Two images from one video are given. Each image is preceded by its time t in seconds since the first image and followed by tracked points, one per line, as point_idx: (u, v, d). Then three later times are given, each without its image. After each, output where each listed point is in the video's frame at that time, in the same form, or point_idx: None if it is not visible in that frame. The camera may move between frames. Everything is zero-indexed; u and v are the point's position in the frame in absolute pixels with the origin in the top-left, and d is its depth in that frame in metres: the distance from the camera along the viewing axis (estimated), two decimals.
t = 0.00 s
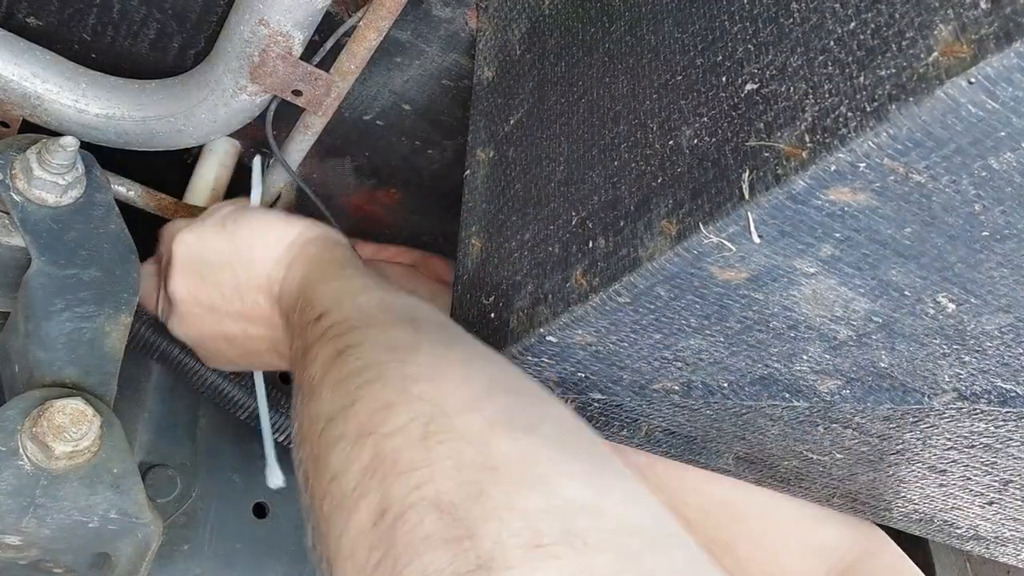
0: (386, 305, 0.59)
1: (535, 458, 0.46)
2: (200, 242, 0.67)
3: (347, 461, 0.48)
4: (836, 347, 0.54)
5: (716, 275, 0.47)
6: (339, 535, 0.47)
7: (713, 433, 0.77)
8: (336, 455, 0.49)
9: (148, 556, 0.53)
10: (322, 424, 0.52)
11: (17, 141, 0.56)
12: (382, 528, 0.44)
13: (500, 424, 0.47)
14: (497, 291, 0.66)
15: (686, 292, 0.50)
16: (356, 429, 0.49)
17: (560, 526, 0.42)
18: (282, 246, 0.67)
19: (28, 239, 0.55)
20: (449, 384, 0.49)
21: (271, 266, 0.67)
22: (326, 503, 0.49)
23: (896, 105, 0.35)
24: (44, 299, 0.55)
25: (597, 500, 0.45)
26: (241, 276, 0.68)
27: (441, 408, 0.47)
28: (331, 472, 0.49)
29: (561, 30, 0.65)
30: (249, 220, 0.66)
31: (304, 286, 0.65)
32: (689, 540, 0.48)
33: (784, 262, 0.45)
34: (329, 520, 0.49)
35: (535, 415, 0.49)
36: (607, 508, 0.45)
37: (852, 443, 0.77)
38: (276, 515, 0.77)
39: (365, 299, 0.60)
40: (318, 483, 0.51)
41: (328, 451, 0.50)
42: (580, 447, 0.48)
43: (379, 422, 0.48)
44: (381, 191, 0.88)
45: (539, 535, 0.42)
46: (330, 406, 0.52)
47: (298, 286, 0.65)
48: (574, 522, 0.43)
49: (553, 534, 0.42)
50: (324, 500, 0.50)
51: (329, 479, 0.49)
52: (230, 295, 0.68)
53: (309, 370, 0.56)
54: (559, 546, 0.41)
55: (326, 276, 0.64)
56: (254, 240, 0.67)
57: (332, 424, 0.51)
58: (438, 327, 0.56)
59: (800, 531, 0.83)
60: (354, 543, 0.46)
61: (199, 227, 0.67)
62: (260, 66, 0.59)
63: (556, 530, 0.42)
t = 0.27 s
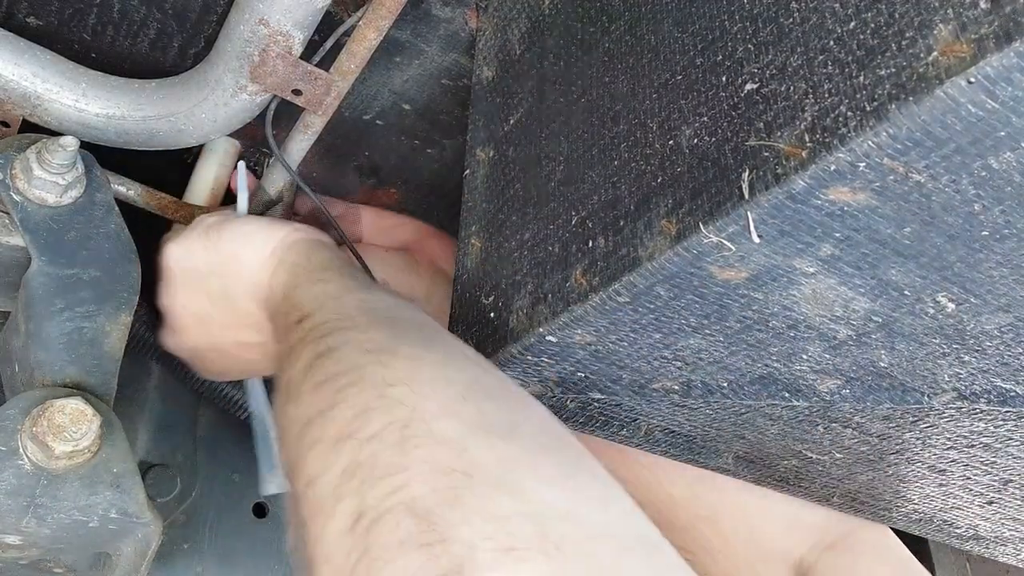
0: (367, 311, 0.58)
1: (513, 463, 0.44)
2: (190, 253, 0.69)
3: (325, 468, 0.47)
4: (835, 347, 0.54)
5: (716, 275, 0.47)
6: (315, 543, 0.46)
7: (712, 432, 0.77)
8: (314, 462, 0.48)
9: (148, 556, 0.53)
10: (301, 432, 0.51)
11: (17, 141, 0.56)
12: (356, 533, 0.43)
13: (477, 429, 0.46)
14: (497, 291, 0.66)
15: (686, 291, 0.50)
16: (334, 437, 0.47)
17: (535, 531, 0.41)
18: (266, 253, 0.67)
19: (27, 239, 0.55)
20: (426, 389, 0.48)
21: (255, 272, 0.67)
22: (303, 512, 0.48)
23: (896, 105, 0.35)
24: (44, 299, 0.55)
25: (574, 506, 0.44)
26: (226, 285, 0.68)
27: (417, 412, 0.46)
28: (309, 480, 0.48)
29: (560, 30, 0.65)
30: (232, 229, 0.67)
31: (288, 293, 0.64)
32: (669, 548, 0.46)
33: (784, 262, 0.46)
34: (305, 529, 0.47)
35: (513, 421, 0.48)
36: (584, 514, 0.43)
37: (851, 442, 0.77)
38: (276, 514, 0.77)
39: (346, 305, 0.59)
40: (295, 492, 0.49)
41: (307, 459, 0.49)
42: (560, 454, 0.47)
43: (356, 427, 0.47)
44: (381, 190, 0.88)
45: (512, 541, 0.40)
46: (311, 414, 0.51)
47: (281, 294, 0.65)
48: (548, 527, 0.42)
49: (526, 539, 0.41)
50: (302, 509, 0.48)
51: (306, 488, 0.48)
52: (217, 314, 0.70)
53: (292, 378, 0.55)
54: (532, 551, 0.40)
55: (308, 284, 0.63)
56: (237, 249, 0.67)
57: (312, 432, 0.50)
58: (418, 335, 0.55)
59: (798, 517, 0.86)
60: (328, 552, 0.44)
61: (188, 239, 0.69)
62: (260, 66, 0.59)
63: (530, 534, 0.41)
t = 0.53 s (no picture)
0: (380, 317, 0.59)
1: (519, 457, 0.44)
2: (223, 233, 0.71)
3: (327, 456, 0.47)
4: (835, 347, 0.54)
5: (716, 275, 0.47)
6: (309, 530, 0.46)
7: (712, 432, 0.77)
8: (316, 451, 0.48)
9: (148, 554, 0.54)
10: (303, 424, 0.51)
11: (17, 141, 0.56)
12: (354, 519, 0.43)
13: (483, 426, 0.46)
14: (497, 291, 0.66)
15: (686, 291, 0.50)
16: (339, 428, 0.48)
17: (539, 517, 0.40)
18: (292, 258, 0.69)
19: (28, 240, 0.55)
20: (433, 387, 0.48)
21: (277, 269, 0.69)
22: (298, 500, 0.48)
23: (896, 105, 0.35)
24: (44, 298, 0.55)
25: (579, 501, 0.42)
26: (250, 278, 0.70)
27: (424, 406, 0.46)
28: (309, 468, 0.48)
29: (560, 30, 0.65)
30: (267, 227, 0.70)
31: (298, 294, 0.65)
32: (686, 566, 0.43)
33: (784, 262, 0.46)
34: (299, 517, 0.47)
35: (521, 423, 0.48)
36: (590, 509, 0.42)
37: (851, 442, 0.77)
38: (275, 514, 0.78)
39: (360, 310, 0.60)
40: (292, 481, 0.49)
41: (308, 449, 0.49)
42: (567, 458, 0.46)
43: (360, 417, 0.47)
44: (381, 190, 0.89)
45: (515, 522, 0.39)
46: (314, 406, 0.51)
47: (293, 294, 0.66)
48: (553, 514, 0.40)
49: (528, 521, 0.40)
50: (297, 498, 0.48)
51: (304, 476, 0.48)
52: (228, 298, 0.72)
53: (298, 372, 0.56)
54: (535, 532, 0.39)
55: (323, 289, 0.64)
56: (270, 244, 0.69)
57: (315, 422, 0.50)
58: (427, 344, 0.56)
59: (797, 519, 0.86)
60: (324, 540, 0.44)
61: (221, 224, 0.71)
62: (260, 66, 0.59)
63: (533, 519, 0.40)
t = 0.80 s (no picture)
0: (358, 329, 0.58)
1: (485, 463, 0.42)
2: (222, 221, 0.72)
3: (282, 458, 0.46)
4: (836, 347, 0.54)
5: (716, 275, 0.47)
6: (257, 533, 0.44)
7: (712, 432, 0.77)
8: (270, 453, 0.47)
9: (148, 555, 0.54)
10: (261, 425, 0.50)
11: (17, 141, 0.56)
12: (307, 527, 0.41)
13: (450, 429, 0.44)
14: (497, 291, 0.66)
15: (686, 292, 0.50)
16: (297, 430, 0.46)
17: (502, 527, 0.38)
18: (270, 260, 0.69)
19: (28, 240, 0.55)
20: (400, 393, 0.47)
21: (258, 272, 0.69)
22: (249, 503, 0.47)
23: (896, 105, 0.35)
24: (44, 298, 0.55)
25: (548, 509, 0.41)
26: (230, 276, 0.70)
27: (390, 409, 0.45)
28: (263, 469, 0.47)
29: (560, 30, 0.65)
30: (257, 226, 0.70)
31: (271, 300, 0.64)
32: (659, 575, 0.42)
33: (784, 262, 0.46)
34: (248, 520, 0.46)
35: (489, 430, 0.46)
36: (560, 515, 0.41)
37: (851, 442, 0.77)
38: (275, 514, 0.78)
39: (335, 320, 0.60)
40: (243, 483, 0.48)
41: (264, 450, 0.48)
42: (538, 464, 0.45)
43: (324, 419, 0.46)
44: (382, 190, 0.89)
45: (472, 532, 0.38)
46: (274, 407, 0.50)
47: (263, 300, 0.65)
48: (515, 522, 0.39)
49: (489, 529, 0.38)
50: (247, 500, 0.47)
51: (257, 478, 0.47)
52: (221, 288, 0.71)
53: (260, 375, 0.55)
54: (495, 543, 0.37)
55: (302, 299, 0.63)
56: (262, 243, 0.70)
57: (271, 424, 0.49)
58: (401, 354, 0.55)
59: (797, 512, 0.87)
60: (270, 548, 0.43)
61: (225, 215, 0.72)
62: (260, 66, 0.59)
63: (493, 529, 0.38)
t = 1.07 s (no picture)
0: (304, 258, 0.53)
1: (457, 408, 0.31)
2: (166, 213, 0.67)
3: (218, 449, 0.39)
4: (836, 347, 0.54)
5: (716, 276, 0.47)
6: (206, 542, 0.37)
7: (713, 433, 0.77)
8: (209, 447, 0.40)
9: (148, 556, 0.53)
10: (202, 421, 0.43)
11: (18, 141, 0.56)
12: (258, 510, 0.34)
13: (409, 375, 0.33)
14: (497, 291, 0.66)
15: (687, 292, 0.50)
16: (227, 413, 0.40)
17: (477, 510, 0.26)
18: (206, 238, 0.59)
19: (28, 240, 0.55)
20: (351, 329, 0.38)
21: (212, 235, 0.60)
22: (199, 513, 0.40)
23: (896, 106, 0.35)
24: (45, 299, 0.55)
25: (553, 455, 0.29)
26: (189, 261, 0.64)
27: (338, 363, 0.35)
28: (206, 469, 0.40)
29: (560, 30, 0.65)
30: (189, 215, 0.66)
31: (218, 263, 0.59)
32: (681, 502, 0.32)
33: (784, 262, 0.45)
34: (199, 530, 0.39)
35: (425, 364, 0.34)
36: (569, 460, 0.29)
37: (852, 442, 0.77)
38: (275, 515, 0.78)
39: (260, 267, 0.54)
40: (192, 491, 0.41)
41: (205, 447, 0.41)
42: (528, 383, 0.34)
43: (269, 373, 0.39)
44: (382, 190, 0.90)
45: (465, 491, 0.27)
46: (213, 399, 0.44)
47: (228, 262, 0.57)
48: (521, 472, 0.28)
49: (486, 487, 0.27)
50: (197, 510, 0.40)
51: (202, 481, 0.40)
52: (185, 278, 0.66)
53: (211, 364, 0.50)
54: (498, 508, 0.27)
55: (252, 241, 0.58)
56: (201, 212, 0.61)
57: (212, 417, 0.43)
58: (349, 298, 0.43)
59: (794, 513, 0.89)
60: (216, 551, 0.36)
61: (161, 200, 0.67)
62: (260, 66, 0.59)
63: (478, 511, 0.26)
